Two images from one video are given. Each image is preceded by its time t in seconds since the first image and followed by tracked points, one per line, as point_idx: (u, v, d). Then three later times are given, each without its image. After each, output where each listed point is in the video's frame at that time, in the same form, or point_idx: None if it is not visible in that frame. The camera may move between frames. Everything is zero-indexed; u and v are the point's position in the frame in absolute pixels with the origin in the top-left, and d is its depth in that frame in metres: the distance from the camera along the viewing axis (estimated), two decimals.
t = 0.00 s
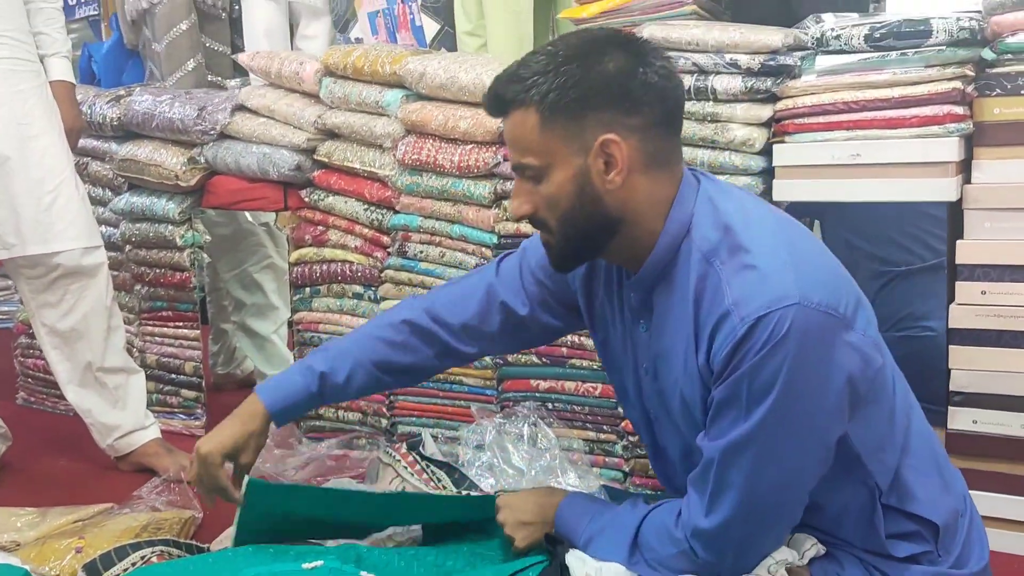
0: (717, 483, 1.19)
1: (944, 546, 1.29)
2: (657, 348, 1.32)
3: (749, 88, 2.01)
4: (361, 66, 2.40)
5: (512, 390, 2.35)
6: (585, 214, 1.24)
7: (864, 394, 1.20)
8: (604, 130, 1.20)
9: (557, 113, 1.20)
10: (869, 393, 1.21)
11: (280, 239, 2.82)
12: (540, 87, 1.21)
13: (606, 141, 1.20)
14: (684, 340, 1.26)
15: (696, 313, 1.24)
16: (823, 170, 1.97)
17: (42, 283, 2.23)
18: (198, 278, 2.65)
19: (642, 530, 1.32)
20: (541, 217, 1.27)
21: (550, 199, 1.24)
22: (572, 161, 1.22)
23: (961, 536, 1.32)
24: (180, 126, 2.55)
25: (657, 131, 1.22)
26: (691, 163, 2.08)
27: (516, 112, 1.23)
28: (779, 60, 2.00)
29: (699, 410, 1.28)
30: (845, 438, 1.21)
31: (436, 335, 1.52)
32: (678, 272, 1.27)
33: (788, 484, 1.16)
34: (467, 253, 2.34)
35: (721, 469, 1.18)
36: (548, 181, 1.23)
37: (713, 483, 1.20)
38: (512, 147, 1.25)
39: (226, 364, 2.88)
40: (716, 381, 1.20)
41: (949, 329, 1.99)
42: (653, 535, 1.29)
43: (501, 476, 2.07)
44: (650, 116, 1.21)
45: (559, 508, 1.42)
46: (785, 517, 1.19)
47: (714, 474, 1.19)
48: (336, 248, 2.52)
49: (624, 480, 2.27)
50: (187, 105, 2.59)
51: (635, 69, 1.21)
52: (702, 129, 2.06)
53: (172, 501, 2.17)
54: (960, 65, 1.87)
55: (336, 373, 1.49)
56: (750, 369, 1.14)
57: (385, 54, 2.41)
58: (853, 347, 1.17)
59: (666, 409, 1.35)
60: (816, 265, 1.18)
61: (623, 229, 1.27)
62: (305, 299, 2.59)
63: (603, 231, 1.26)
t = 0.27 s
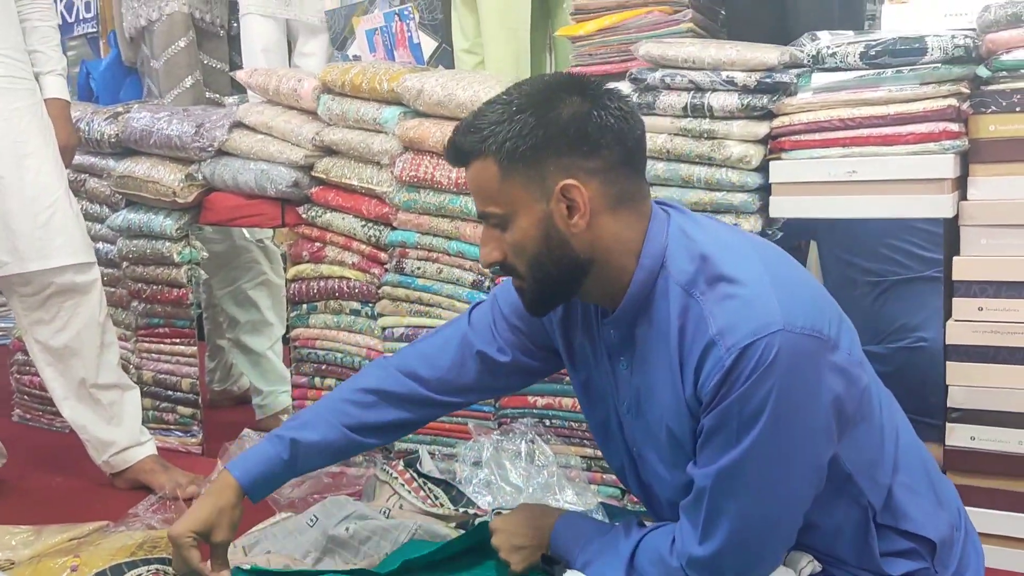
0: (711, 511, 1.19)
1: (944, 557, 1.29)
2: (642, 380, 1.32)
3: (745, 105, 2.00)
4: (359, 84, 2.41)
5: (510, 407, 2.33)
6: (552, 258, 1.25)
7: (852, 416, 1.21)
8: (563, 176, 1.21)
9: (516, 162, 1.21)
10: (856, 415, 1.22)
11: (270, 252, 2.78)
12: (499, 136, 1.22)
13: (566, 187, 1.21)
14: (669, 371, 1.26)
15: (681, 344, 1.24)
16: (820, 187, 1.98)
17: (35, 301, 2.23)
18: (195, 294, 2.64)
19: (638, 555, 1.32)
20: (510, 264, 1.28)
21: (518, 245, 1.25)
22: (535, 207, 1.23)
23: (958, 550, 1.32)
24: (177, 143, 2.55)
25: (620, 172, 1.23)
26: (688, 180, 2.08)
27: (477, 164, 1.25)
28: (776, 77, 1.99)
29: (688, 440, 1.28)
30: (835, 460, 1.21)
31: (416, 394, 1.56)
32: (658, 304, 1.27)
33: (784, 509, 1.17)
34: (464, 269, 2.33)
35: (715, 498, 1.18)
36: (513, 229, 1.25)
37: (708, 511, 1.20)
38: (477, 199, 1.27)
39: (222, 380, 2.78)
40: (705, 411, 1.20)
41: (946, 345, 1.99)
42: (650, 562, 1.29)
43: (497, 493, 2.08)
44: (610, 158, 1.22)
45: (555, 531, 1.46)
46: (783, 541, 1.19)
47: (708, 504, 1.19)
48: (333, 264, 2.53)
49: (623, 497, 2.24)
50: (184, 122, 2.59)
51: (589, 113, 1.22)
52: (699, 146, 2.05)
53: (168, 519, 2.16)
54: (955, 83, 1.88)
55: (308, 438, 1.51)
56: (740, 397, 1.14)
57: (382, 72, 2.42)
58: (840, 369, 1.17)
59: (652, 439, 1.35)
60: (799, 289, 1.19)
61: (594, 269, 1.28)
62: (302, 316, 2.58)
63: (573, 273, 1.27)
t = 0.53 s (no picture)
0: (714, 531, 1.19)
1: None
2: (649, 397, 1.32)
3: (741, 121, 2.01)
4: (357, 100, 2.42)
5: (507, 422, 2.32)
6: (563, 270, 1.25)
7: (859, 437, 1.20)
8: (575, 190, 1.21)
9: (529, 176, 1.21)
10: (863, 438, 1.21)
11: (263, 266, 2.74)
12: (512, 152, 1.22)
13: (579, 200, 1.20)
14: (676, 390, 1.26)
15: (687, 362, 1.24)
16: (816, 202, 1.99)
17: (31, 316, 2.23)
18: (192, 310, 2.64)
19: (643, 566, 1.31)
20: (520, 278, 1.28)
21: (528, 259, 1.25)
22: (547, 222, 1.22)
23: (963, 574, 1.31)
24: (175, 159, 2.56)
25: (632, 187, 1.23)
26: (685, 195, 2.08)
27: (489, 179, 1.25)
28: (773, 94, 2.00)
29: (693, 459, 1.28)
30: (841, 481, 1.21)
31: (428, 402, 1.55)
32: (666, 321, 1.27)
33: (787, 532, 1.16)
34: (462, 284, 2.33)
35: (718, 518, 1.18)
36: (524, 243, 1.24)
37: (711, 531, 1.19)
38: (487, 215, 1.27)
39: (218, 396, 2.73)
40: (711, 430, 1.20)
41: (945, 361, 1.99)
42: None
43: (495, 509, 2.08)
44: (623, 173, 1.22)
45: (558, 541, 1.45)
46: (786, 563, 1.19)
47: (711, 523, 1.19)
48: (331, 280, 2.52)
49: (621, 514, 2.23)
50: (182, 138, 2.60)
51: (603, 130, 1.22)
52: (695, 162, 2.06)
53: (164, 536, 2.15)
54: (951, 99, 1.89)
55: (316, 437, 1.52)
56: (745, 419, 1.14)
57: (380, 88, 2.42)
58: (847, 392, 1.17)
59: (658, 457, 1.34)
60: (807, 311, 1.19)
61: (604, 282, 1.27)
62: (299, 331, 2.58)
63: (582, 286, 1.27)
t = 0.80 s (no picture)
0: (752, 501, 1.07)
1: None
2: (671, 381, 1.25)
3: (738, 136, 2.01)
4: (355, 114, 2.42)
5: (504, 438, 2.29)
6: (617, 278, 1.18)
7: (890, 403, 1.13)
8: (587, 200, 1.15)
9: (538, 214, 1.14)
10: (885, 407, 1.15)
11: (253, 281, 2.70)
12: (510, 201, 1.15)
13: (598, 207, 1.14)
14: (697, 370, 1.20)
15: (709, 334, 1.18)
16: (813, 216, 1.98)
17: (26, 330, 2.22)
18: (188, 324, 2.64)
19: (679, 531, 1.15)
20: (581, 303, 1.20)
21: (578, 286, 1.19)
22: (575, 241, 1.16)
23: None
24: (172, 173, 2.56)
25: (626, 177, 1.18)
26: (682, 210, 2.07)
27: (503, 241, 1.17)
28: (768, 108, 1.99)
29: (721, 431, 1.19)
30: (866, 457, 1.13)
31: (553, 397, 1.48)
32: (691, 286, 1.20)
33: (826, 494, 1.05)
34: (459, 298, 2.33)
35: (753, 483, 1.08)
36: (570, 274, 1.18)
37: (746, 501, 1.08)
38: (520, 268, 1.19)
39: (214, 411, 2.76)
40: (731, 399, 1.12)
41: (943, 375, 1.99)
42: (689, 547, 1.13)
43: (493, 523, 2.08)
44: (614, 167, 1.17)
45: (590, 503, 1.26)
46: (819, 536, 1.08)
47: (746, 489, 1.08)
48: (328, 294, 2.52)
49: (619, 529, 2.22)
50: (179, 152, 2.60)
51: (577, 134, 1.18)
52: (692, 176, 2.05)
53: (159, 551, 2.14)
54: (946, 114, 1.90)
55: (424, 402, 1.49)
56: (772, 366, 1.07)
57: (378, 103, 2.43)
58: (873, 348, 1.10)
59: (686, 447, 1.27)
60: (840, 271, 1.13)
61: (645, 277, 1.21)
62: (296, 345, 2.58)
63: (636, 286, 1.20)
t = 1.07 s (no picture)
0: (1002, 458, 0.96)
1: None
2: (788, 380, 1.17)
3: (733, 148, 2.02)
4: (351, 126, 2.42)
5: (501, 448, 2.30)
6: (696, 241, 1.14)
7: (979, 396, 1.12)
8: (672, 158, 1.12)
9: (628, 167, 1.11)
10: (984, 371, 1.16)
11: (247, 292, 2.64)
12: (594, 155, 1.12)
13: (683, 164, 1.11)
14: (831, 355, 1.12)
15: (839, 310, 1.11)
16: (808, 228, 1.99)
17: (21, 341, 2.21)
18: (184, 335, 2.64)
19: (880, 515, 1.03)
20: (655, 267, 1.16)
21: (655, 249, 1.14)
22: (660, 200, 1.12)
23: None
24: (168, 184, 2.56)
25: (710, 141, 1.16)
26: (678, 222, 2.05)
27: (582, 196, 1.13)
28: (764, 120, 2.00)
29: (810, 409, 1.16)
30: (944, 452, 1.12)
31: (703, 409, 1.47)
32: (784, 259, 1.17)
33: None
34: (455, 310, 2.33)
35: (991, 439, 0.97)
36: (650, 234, 1.13)
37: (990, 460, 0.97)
38: (593, 227, 1.15)
39: (209, 423, 2.68)
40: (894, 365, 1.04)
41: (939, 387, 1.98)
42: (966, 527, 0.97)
43: (488, 537, 2.08)
44: (700, 129, 1.16)
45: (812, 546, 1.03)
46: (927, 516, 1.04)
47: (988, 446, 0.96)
48: (323, 305, 2.52)
49: (615, 541, 2.20)
50: (176, 163, 2.60)
51: (663, 96, 1.16)
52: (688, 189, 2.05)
53: (153, 564, 2.13)
54: (941, 126, 1.90)
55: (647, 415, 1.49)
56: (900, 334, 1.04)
57: (374, 114, 2.43)
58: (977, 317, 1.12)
59: (809, 450, 1.17)
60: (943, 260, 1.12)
61: (722, 244, 1.17)
62: (291, 357, 2.57)
63: (712, 249, 1.16)
